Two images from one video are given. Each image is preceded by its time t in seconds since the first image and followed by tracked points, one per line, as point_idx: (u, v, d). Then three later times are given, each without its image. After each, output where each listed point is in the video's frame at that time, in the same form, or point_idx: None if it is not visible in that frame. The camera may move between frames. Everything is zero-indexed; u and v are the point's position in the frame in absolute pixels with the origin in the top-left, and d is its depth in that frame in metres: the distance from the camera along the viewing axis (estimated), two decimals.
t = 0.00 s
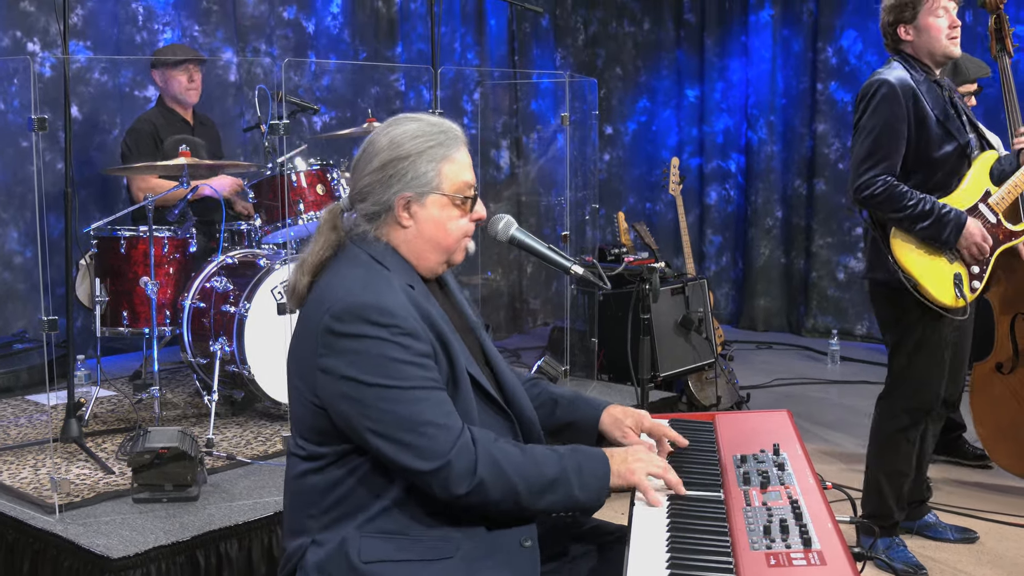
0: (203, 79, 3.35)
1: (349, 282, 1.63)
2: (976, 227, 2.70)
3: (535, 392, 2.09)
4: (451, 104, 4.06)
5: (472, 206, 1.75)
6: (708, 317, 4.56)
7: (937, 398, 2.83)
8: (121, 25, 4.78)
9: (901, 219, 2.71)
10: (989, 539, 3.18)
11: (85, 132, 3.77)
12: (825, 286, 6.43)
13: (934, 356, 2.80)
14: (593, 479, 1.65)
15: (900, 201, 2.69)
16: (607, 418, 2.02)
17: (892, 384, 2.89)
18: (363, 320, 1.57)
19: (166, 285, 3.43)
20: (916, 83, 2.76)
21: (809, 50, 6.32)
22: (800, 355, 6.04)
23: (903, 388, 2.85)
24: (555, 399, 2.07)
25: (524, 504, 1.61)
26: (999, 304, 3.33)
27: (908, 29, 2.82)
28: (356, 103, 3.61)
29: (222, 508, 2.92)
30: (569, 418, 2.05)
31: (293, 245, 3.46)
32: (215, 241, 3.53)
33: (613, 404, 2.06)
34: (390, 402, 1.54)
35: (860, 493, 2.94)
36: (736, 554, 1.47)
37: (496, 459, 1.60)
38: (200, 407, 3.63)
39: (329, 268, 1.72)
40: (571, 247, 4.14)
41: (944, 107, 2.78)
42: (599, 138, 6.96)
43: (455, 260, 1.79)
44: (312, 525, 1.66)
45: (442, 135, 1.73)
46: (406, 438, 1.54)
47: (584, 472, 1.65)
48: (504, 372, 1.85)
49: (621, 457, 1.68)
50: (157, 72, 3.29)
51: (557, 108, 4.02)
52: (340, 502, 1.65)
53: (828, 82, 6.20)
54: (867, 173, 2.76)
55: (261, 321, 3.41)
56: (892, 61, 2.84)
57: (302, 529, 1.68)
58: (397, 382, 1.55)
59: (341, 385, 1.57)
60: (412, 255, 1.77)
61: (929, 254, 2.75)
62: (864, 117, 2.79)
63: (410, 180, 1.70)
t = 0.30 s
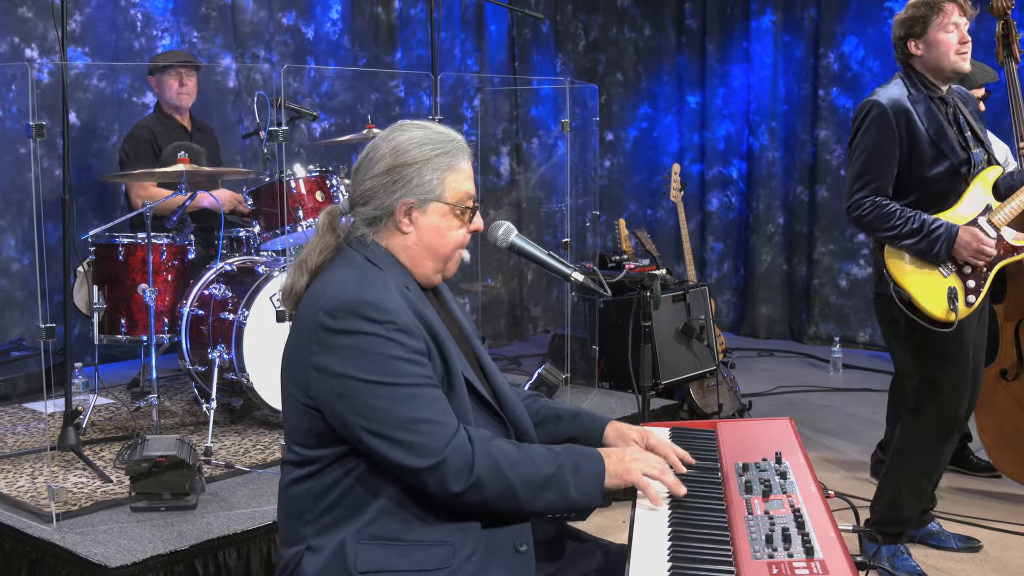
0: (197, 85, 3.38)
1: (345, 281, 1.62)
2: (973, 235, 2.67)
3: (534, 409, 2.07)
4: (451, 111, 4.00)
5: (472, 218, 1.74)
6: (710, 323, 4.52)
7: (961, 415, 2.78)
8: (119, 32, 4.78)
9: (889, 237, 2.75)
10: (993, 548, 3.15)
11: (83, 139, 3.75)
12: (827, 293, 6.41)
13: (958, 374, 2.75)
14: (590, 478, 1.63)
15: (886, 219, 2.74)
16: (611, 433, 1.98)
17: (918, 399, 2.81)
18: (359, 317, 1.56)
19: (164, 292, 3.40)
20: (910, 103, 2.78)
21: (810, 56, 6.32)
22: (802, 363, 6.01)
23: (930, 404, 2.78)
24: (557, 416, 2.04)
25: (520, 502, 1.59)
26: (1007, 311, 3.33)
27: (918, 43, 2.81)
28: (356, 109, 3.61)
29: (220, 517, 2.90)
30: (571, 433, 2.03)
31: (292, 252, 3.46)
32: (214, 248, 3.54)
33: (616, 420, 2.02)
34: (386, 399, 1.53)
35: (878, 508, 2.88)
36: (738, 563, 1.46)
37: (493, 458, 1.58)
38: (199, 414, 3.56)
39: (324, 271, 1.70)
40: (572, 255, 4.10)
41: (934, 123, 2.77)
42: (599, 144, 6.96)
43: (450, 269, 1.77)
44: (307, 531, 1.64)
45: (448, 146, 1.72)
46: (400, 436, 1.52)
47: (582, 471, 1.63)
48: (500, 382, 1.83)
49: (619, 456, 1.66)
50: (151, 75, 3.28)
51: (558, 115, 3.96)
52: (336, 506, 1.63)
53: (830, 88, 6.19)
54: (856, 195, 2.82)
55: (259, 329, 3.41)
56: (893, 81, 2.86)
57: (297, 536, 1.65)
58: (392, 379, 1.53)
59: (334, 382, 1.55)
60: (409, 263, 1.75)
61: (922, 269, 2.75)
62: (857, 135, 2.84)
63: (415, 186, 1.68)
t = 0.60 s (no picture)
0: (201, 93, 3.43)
1: (353, 287, 1.60)
2: (961, 234, 2.67)
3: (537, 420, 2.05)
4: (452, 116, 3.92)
5: (476, 222, 1.71)
6: (711, 331, 4.51)
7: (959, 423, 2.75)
8: (117, 37, 4.77)
9: (881, 230, 2.76)
10: (997, 558, 3.13)
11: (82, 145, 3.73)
12: (829, 301, 6.39)
13: (952, 380, 2.73)
14: (593, 498, 1.60)
15: (880, 211, 2.74)
16: (604, 455, 1.95)
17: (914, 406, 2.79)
18: (368, 324, 1.54)
19: (162, 299, 3.35)
20: (916, 97, 2.76)
21: (812, 62, 6.30)
22: (805, 370, 5.99)
23: (927, 412, 2.76)
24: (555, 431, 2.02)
25: (521, 521, 1.57)
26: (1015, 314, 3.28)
27: (917, 53, 2.81)
28: (355, 115, 3.60)
29: (219, 526, 2.87)
30: (570, 451, 2.00)
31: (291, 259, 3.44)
32: (213, 254, 3.46)
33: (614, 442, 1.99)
34: (393, 407, 1.50)
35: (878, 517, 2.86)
36: (740, 572, 1.44)
37: (493, 472, 1.55)
38: (196, 422, 3.46)
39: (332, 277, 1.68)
40: (572, 261, 4.09)
41: (936, 122, 2.75)
42: (601, 150, 6.96)
43: (458, 274, 1.74)
44: (310, 537, 1.62)
45: (450, 151, 1.70)
46: (404, 445, 1.50)
47: (584, 492, 1.60)
48: (506, 392, 1.81)
49: (623, 477, 1.64)
50: (154, 85, 3.33)
51: (557, 120, 3.97)
52: (340, 512, 1.61)
53: (832, 94, 6.18)
54: (851, 185, 2.82)
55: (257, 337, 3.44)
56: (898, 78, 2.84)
57: (300, 542, 1.63)
58: (399, 387, 1.51)
59: (341, 388, 1.53)
60: (415, 268, 1.73)
61: (913, 268, 2.76)
62: (859, 126, 2.81)
63: (417, 192, 1.66)
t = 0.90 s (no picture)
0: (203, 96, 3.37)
1: (355, 296, 1.57)
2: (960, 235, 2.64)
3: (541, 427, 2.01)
4: (452, 120, 3.92)
5: (471, 213, 1.67)
6: (713, 338, 4.49)
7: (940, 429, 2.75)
8: (114, 41, 4.74)
9: (877, 223, 2.70)
10: (1001, 567, 3.09)
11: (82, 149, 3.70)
12: (833, 307, 6.37)
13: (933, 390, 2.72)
14: (591, 508, 1.56)
15: (879, 201, 2.69)
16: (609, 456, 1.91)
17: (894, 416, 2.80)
18: (370, 334, 1.51)
19: (159, 306, 3.33)
20: (915, 90, 2.74)
21: (816, 66, 6.28)
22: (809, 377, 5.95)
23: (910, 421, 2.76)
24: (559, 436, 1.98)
25: (518, 531, 1.53)
26: None
27: (915, 54, 2.78)
28: (354, 119, 3.51)
29: (216, 534, 2.84)
30: (572, 455, 1.95)
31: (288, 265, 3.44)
32: (210, 260, 3.45)
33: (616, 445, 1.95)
34: (396, 420, 1.47)
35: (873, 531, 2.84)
36: None
37: (491, 486, 1.52)
38: (194, 430, 3.43)
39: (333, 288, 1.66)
40: (573, 267, 4.06)
41: (937, 121, 2.72)
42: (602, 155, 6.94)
43: (464, 276, 1.70)
44: (310, 547, 1.59)
45: (425, 146, 1.67)
46: (404, 458, 1.47)
47: (582, 502, 1.56)
48: (510, 402, 1.77)
49: (620, 485, 1.59)
50: (157, 91, 3.33)
51: (558, 125, 3.95)
52: (341, 523, 1.58)
53: (836, 98, 6.16)
54: (849, 174, 2.76)
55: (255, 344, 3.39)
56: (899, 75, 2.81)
57: (299, 552, 1.60)
58: (400, 399, 1.48)
59: (345, 400, 1.50)
60: (417, 274, 1.70)
61: (906, 266, 2.73)
62: (857, 118, 2.78)
63: (398, 199, 1.65)
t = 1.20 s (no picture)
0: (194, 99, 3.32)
1: (351, 303, 1.54)
2: (963, 251, 2.63)
3: (564, 431, 1.96)
4: (452, 124, 3.86)
5: (472, 216, 1.64)
6: (716, 343, 4.46)
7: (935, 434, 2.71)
8: (111, 44, 4.73)
9: (886, 229, 2.64)
10: None
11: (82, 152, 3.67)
12: (837, 312, 6.33)
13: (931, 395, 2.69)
14: (591, 518, 1.54)
15: (890, 209, 2.62)
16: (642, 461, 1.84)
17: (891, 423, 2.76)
18: (365, 342, 1.48)
19: (156, 311, 3.31)
20: (922, 99, 2.70)
21: (820, 69, 6.26)
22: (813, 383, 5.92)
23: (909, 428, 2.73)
24: (587, 444, 1.94)
25: (518, 538, 1.50)
26: None
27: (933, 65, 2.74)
28: (354, 124, 3.53)
29: (213, 542, 2.80)
30: (599, 463, 1.91)
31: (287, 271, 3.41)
32: (208, 265, 3.38)
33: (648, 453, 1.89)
34: (392, 430, 1.44)
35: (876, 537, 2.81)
36: None
37: (492, 493, 1.49)
38: (190, 437, 3.43)
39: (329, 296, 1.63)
40: (574, 272, 4.04)
41: (944, 130, 2.69)
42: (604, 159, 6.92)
43: (466, 282, 1.66)
44: (305, 556, 1.56)
45: (424, 150, 1.65)
46: (400, 467, 1.44)
47: (583, 510, 1.54)
48: (508, 410, 1.74)
49: (621, 494, 1.58)
50: (146, 89, 3.23)
51: (559, 129, 3.94)
52: (336, 532, 1.54)
53: (840, 102, 6.13)
54: (858, 176, 2.68)
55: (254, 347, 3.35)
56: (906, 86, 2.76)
57: (295, 560, 1.57)
58: (396, 408, 1.45)
59: (339, 409, 1.47)
60: (417, 281, 1.66)
61: (907, 272, 2.70)
62: (864, 123, 2.73)
63: (399, 203, 1.62)
